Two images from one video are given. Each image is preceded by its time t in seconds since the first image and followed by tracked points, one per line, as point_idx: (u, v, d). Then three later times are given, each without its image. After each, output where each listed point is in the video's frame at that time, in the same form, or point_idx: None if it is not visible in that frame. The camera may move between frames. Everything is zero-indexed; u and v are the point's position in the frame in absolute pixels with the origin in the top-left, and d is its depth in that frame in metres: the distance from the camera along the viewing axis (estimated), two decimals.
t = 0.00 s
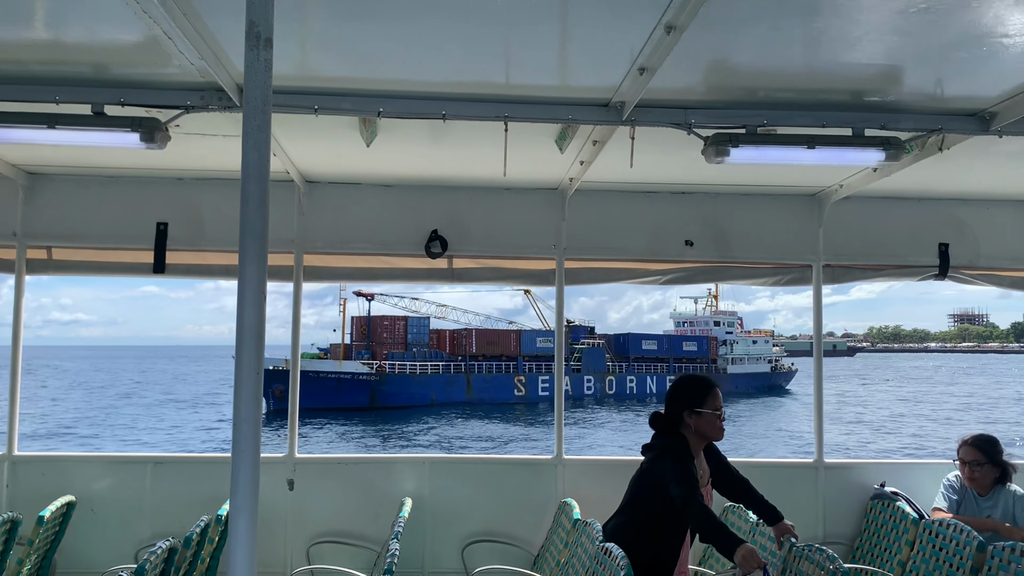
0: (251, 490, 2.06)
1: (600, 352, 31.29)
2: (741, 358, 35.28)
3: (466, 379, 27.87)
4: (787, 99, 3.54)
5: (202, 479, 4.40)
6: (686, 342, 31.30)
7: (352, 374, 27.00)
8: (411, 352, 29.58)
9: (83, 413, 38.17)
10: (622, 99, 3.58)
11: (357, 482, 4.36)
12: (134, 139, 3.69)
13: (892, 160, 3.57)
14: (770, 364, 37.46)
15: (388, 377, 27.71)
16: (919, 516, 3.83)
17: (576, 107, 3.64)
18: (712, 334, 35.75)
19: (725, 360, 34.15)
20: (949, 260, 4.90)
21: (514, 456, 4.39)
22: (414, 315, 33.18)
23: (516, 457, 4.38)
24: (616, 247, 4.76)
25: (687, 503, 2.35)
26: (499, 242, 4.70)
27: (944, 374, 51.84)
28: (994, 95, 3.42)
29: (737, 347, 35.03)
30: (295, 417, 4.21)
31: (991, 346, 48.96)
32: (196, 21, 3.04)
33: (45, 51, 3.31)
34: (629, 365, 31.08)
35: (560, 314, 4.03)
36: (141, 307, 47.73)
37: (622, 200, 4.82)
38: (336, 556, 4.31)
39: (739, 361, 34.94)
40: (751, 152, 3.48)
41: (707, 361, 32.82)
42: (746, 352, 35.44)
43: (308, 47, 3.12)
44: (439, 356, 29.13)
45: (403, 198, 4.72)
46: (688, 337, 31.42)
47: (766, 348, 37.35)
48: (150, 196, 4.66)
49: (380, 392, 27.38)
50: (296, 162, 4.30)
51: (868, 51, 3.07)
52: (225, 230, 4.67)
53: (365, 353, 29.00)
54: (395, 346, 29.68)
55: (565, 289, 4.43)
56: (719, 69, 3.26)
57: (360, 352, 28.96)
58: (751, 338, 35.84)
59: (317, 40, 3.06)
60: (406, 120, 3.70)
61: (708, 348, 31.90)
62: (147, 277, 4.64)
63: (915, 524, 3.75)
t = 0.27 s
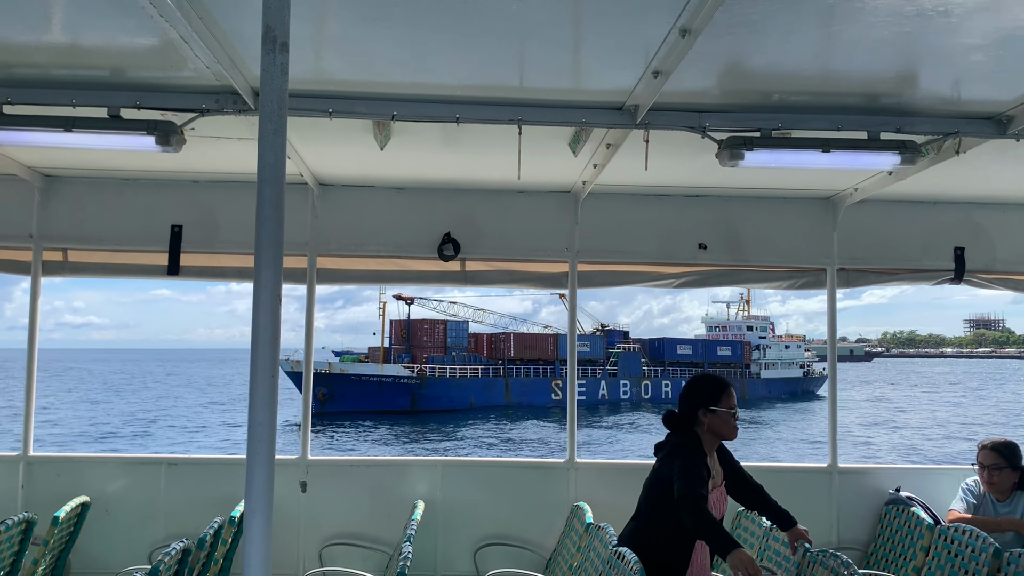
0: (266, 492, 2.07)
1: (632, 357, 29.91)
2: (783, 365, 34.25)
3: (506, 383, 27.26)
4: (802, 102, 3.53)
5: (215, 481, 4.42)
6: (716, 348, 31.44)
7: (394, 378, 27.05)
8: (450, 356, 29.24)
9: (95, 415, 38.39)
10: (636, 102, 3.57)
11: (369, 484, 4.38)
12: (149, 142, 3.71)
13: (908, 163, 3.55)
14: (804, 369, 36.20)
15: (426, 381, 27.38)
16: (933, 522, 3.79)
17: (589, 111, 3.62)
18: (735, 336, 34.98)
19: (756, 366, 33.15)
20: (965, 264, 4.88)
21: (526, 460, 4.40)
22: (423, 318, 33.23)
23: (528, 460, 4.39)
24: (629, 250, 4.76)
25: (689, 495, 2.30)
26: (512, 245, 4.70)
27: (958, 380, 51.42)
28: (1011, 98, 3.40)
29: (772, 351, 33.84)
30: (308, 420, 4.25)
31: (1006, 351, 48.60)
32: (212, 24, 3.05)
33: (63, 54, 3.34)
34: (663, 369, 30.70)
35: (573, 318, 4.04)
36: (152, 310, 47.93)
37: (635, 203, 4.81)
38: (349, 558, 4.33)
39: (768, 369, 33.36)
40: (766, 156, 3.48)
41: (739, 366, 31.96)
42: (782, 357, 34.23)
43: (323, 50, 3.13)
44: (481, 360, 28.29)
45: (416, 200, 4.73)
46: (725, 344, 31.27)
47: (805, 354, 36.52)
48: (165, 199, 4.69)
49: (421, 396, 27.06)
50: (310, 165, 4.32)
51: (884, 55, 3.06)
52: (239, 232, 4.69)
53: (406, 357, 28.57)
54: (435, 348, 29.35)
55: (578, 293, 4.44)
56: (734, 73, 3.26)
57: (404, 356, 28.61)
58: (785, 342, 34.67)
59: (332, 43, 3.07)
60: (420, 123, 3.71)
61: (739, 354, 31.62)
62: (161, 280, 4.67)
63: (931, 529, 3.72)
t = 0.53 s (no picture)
0: (276, 492, 2.08)
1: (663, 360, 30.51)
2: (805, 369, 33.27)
3: (540, 385, 28.02)
4: (810, 105, 3.53)
5: (224, 481, 4.44)
6: (748, 351, 31.16)
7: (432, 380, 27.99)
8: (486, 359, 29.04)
9: (105, 416, 38.58)
10: (644, 105, 3.58)
11: (377, 485, 4.41)
12: (160, 143, 3.74)
13: (916, 166, 3.55)
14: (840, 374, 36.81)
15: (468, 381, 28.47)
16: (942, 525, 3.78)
17: (598, 113, 3.65)
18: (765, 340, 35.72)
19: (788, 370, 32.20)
20: (974, 267, 4.87)
21: (534, 461, 4.41)
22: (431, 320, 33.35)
23: (535, 461, 4.40)
24: (638, 252, 4.77)
25: (662, 494, 2.37)
26: (520, 247, 4.72)
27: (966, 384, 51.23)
28: (1021, 100, 3.39)
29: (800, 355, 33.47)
30: (317, 420, 4.28)
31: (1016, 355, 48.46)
32: (223, 27, 3.08)
33: (77, 57, 3.37)
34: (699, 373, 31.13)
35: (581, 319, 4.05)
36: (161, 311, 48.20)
37: (644, 205, 4.82)
38: (357, 558, 4.35)
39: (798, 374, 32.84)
40: (774, 158, 3.48)
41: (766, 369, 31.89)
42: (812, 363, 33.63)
43: (334, 52, 3.16)
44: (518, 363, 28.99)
45: (425, 202, 4.75)
46: (749, 346, 31.00)
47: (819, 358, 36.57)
48: (175, 200, 4.72)
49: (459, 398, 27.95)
50: (320, 167, 4.34)
51: (891, 57, 3.06)
52: (249, 234, 4.72)
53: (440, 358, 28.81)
54: (471, 352, 29.14)
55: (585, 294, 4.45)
56: (742, 75, 3.26)
57: (437, 357, 28.82)
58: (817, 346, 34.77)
59: (343, 45, 3.09)
60: (429, 125, 3.73)
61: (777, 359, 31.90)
62: (172, 280, 4.70)
63: (939, 532, 3.70)
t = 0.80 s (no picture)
0: (285, 491, 2.11)
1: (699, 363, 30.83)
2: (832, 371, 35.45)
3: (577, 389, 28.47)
4: (816, 110, 3.55)
5: (231, 482, 4.47)
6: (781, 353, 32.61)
7: (467, 382, 28.40)
8: (519, 360, 30.24)
9: (111, 416, 38.70)
10: (650, 109, 3.61)
11: (383, 486, 4.43)
12: (170, 147, 3.78)
13: (921, 171, 3.56)
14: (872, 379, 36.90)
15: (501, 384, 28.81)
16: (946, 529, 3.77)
17: (604, 118, 3.68)
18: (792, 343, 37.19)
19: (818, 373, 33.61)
20: (979, 272, 4.87)
21: (539, 464, 4.42)
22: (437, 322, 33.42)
23: (540, 464, 4.42)
24: (643, 256, 4.79)
25: (660, 500, 2.39)
26: (526, 250, 4.74)
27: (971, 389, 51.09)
28: None
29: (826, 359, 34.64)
30: (324, 423, 4.30)
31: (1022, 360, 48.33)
32: (234, 32, 3.11)
33: (88, 61, 3.41)
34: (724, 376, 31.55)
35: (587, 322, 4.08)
36: (166, 312, 48.37)
37: (649, 209, 4.84)
38: (363, 559, 4.37)
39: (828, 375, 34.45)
40: (780, 163, 3.50)
41: (798, 372, 32.91)
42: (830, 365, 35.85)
43: (343, 57, 3.19)
44: (547, 364, 30.25)
45: (431, 205, 4.78)
46: (783, 349, 32.36)
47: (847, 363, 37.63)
48: (183, 203, 4.76)
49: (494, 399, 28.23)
50: (328, 170, 4.38)
51: (897, 63, 3.08)
52: (257, 236, 4.76)
53: (474, 361, 30.68)
54: (504, 354, 30.36)
55: (591, 298, 4.48)
56: (747, 80, 3.28)
57: (472, 361, 30.70)
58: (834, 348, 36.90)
59: (352, 51, 3.13)
60: (436, 129, 3.76)
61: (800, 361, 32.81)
62: (180, 282, 4.73)
63: (943, 537, 3.69)
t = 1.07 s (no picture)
0: (284, 496, 2.10)
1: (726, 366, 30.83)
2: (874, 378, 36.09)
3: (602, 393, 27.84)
4: (815, 115, 3.56)
5: (231, 486, 4.47)
6: (803, 358, 33.10)
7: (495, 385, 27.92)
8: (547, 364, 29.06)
9: (112, 418, 38.66)
10: (650, 115, 3.61)
11: (383, 491, 4.43)
12: (171, 151, 3.79)
13: (920, 176, 3.57)
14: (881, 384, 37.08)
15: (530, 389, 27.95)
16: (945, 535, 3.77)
17: (604, 123, 3.67)
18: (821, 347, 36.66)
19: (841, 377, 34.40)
20: (979, 277, 4.88)
21: (539, 468, 4.42)
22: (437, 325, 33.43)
23: (540, 468, 4.42)
24: (644, 260, 4.80)
25: (664, 506, 2.35)
26: (527, 255, 4.75)
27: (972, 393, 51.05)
28: None
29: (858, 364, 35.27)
30: (324, 427, 4.30)
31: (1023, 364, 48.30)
32: (235, 36, 3.12)
33: (89, 65, 3.42)
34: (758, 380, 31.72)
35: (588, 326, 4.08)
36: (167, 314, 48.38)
37: (650, 214, 4.85)
38: (362, 563, 4.37)
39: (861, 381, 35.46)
40: (779, 168, 3.51)
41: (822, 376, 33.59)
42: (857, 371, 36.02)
43: (344, 62, 3.20)
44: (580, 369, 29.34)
45: (432, 209, 4.79)
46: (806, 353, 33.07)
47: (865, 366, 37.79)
48: (184, 207, 4.77)
49: (523, 403, 27.84)
50: (329, 175, 4.39)
51: (896, 69, 3.09)
52: (258, 240, 4.77)
53: (507, 362, 29.18)
54: (536, 356, 29.23)
55: (591, 302, 4.48)
56: (747, 86, 3.29)
57: (500, 362, 29.22)
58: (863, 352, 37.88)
59: (352, 56, 3.14)
60: (436, 134, 3.77)
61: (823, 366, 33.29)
62: (181, 285, 4.74)
63: (943, 542, 3.68)
